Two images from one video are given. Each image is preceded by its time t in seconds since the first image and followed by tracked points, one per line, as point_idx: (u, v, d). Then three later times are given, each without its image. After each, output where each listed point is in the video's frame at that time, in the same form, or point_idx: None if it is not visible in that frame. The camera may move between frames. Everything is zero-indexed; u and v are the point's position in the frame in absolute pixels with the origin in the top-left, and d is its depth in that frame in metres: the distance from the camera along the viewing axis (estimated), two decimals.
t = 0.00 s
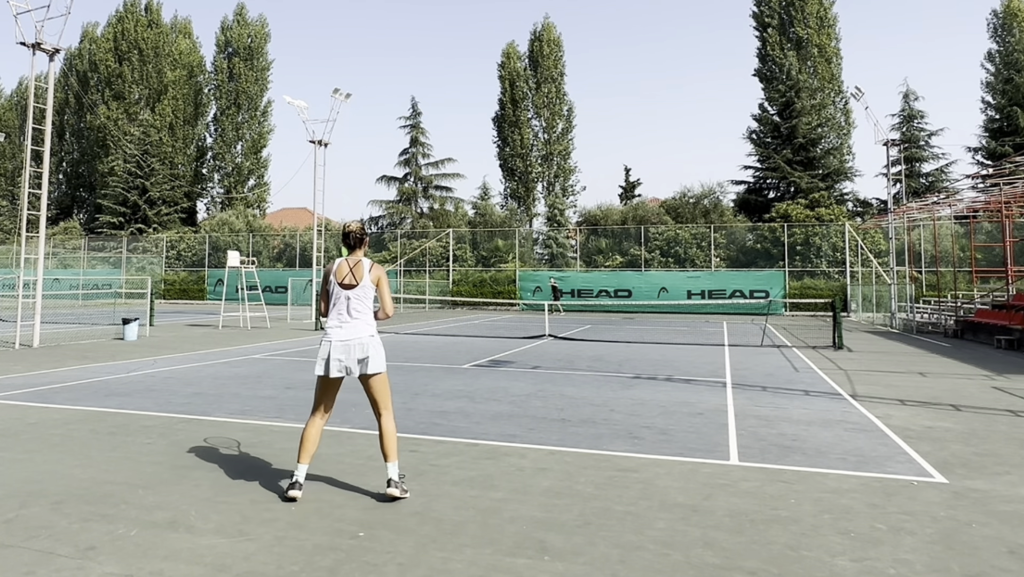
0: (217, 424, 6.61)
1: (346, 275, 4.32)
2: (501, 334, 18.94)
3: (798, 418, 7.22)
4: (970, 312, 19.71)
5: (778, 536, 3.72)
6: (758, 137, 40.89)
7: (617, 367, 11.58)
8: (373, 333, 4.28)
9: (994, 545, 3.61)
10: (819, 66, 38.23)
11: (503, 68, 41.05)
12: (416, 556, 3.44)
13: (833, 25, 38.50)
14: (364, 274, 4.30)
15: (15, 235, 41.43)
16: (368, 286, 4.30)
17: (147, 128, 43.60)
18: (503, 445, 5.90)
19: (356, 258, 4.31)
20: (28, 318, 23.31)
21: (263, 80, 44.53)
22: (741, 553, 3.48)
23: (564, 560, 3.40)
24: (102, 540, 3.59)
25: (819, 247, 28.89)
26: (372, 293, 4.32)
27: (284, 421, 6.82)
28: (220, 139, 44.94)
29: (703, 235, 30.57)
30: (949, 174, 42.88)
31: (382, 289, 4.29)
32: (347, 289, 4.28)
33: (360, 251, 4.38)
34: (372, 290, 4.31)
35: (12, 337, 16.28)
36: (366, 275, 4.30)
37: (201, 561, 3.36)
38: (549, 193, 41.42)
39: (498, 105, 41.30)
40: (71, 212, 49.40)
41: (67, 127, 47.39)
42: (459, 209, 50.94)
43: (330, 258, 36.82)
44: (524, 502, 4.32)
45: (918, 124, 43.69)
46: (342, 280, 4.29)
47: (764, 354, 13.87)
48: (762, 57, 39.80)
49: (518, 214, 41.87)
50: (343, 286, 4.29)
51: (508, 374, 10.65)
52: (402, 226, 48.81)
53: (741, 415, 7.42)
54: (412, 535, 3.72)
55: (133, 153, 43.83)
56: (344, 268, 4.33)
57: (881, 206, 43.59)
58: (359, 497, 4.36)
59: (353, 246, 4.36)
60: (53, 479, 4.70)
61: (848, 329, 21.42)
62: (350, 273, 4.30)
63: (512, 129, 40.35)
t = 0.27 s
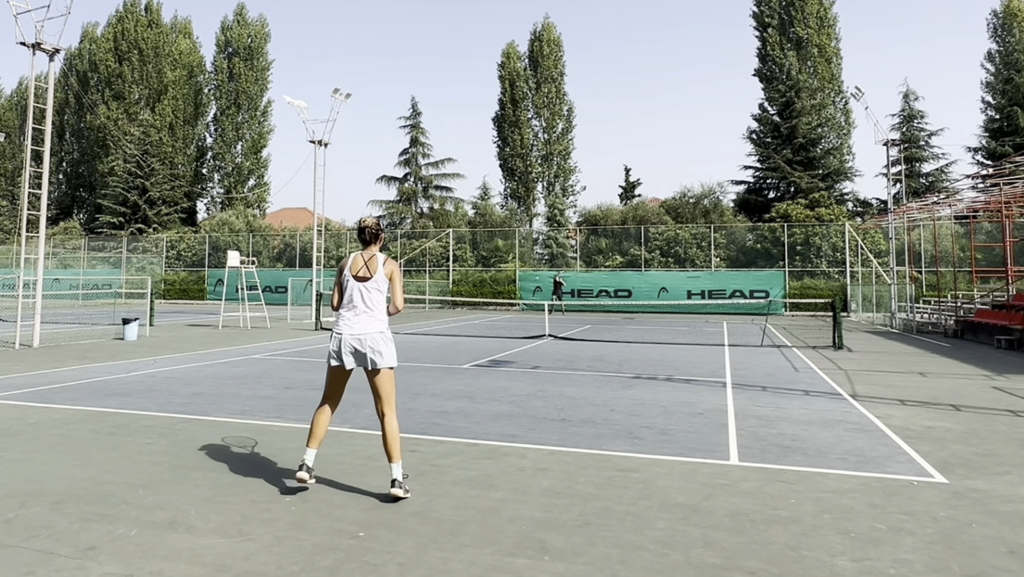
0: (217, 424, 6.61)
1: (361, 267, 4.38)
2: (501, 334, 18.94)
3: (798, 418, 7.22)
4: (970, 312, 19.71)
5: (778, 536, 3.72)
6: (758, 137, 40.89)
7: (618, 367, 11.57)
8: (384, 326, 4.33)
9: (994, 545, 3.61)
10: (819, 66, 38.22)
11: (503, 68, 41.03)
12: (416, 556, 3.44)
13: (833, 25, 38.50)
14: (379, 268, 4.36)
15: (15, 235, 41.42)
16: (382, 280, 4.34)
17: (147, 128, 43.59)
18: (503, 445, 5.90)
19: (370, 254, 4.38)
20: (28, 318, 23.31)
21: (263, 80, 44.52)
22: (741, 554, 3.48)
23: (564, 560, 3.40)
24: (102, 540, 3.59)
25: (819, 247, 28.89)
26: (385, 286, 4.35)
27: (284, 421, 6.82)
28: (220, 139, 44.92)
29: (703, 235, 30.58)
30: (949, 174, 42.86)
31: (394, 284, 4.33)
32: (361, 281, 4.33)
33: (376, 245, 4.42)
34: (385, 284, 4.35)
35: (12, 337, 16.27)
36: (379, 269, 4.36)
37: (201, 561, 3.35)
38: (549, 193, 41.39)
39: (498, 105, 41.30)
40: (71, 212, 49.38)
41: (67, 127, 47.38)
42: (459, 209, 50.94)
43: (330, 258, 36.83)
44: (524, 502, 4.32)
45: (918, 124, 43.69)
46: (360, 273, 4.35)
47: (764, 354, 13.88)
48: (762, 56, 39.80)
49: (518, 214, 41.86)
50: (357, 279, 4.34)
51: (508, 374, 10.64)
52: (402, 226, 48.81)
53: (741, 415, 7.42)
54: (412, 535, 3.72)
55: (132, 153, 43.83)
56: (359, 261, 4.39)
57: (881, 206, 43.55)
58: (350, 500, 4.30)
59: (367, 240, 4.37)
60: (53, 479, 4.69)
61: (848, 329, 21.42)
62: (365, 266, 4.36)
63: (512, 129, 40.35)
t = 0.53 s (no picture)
0: (218, 424, 6.61)
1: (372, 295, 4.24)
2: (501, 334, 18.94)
3: (798, 418, 7.23)
4: (971, 312, 19.70)
5: (779, 536, 3.71)
6: (758, 137, 40.88)
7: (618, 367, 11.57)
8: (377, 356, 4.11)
9: (994, 545, 3.61)
10: (819, 66, 38.22)
11: (503, 68, 41.03)
12: (416, 556, 3.44)
13: (833, 25, 38.50)
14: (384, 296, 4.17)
15: (15, 235, 41.41)
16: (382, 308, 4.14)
17: (147, 128, 43.60)
18: (503, 445, 5.90)
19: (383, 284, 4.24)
20: (28, 318, 23.31)
21: (263, 80, 44.52)
22: (741, 553, 3.48)
23: (564, 560, 3.40)
24: (102, 540, 3.59)
25: (819, 247, 28.88)
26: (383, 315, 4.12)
27: (284, 421, 6.82)
28: (220, 139, 44.91)
29: (703, 235, 30.58)
30: (949, 174, 42.84)
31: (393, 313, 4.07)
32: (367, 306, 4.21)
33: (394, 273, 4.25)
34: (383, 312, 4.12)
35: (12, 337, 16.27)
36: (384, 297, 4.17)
37: (201, 561, 3.35)
38: (549, 193, 41.37)
39: (498, 105, 41.30)
40: (70, 212, 49.36)
41: (67, 127, 47.40)
42: (459, 209, 50.93)
43: (330, 258, 36.84)
44: (524, 502, 4.32)
45: (918, 124, 43.68)
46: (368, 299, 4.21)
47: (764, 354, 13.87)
48: (762, 57, 39.80)
49: (518, 214, 41.86)
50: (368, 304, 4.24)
51: (508, 374, 10.64)
52: (402, 226, 48.80)
53: (741, 415, 7.42)
54: (412, 535, 3.72)
55: (132, 153, 43.83)
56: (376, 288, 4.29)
57: (881, 206, 43.54)
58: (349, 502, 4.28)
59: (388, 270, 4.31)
60: (53, 479, 4.69)
61: (849, 330, 21.41)
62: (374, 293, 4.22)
63: (512, 129, 40.36)
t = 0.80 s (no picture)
0: (218, 424, 6.61)
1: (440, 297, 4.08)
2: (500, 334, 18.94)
3: (798, 417, 7.23)
4: (970, 312, 19.69)
5: (778, 536, 3.72)
6: (758, 137, 40.87)
7: (617, 367, 11.57)
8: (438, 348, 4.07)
9: (993, 545, 3.61)
10: (819, 66, 38.23)
11: (503, 68, 41.03)
12: (416, 556, 3.44)
13: (833, 25, 38.52)
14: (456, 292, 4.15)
15: (15, 235, 41.39)
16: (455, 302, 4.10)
17: (147, 128, 43.62)
18: (503, 445, 5.90)
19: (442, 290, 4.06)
20: (28, 318, 23.30)
21: (263, 80, 44.53)
22: (741, 553, 3.49)
23: (564, 560, 3.40)
24: (102, 540, 3.59)
25: (819, 247, 28.89)
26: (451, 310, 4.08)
27: (284, 421, 6.82)
28: (220, 139, 44.92)
29: (703, 235, 30.59)
30: (950, 174, 42.84)
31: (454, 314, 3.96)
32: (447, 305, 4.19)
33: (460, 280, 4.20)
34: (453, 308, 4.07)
35: (11, 337, 16.27)
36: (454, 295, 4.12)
37: (201, 561, 3.36)
38: (549, 193, 41.36)
39: (498, 105, 41.31)
40: (70, 212, 49.35)
41: (67, 127, 47.40)
42: (459, 209, 50.94)
43: (330, 258, 36.84)
44: (524, 502, 4.32)
45: (918, 124, 43.68)
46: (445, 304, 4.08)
47: (764, 354, 13.87)
48: (762, 57, 39.82)
49: (518, 214, 41.87)
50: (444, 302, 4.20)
51: (508, 374, 10.63)
52: (402, 226, 48.80)
53: (741, 415, 7.42)
54: (411, 535, 3.72)
55: (132, 153, 43.85)
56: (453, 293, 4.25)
57: (881, 206, 43.50)
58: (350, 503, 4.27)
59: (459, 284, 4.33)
60: (53, 479, 4.69)
61: (849, 330, 21.41)
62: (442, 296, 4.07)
63: (512, 129, 40.37)
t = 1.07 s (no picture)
0: (217, 424, 6.61)
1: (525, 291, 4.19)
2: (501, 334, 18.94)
3: (797, 418, 7.23)
4: (970, 312, 19.69)
5: (778, 536, 3.72)
6: (758, 137, 40.88)
7: (618, 367, 11.57)
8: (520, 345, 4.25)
9: (993, 545, 3.61)
10: (819, 66, 38.24)
11: (503, 68, 41.03)
12: (416, 556, 3.44)
13: (833, 25, 38.54)
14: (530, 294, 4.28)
15: (15, 235, 41.42)
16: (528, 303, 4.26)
17: (147, 128, 43.62)
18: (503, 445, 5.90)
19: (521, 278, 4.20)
20: (28, 318, 23.29)
21: (263, 80, 44.54)
22: (741, 553, 3.48)
23: (564, 560, 3.40)
24: (102, 541, 3.59)
25: (819, 247, 28.90)
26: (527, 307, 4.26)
27: (284, 421, 6.82)
28: (220, 139, 44.92)
29: (703, 235, 30.57)
30: (950, 174, 42.84)
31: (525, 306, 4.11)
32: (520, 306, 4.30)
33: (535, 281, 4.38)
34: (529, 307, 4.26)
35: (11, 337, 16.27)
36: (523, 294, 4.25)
37: (201, 561, 3.35)
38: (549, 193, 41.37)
39: (498, 105, 41.32)
40: (70, 212, 49.35)
41: (67, 127, 47.40)
42: (459, 209, 50.95)
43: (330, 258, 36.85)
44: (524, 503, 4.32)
45: (918, 124, 43.68)
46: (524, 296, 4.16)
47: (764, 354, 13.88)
48: (762, 57, 39.84)
49: (518, 214, 41.87)
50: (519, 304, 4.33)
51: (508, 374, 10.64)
52: (402, 226, 48.82)
53: (741, 415, 7.42)
54: (412, 535, 3.72)
55: (132, 153, 43.86)
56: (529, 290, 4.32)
57: (881, 206, 43.49)
58: (353, 502, 4.27)
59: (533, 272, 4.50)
60: (53, 479, 4.69)
61: (849, 330, 21.41)
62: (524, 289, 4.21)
63: (512, 129, 40.38)
